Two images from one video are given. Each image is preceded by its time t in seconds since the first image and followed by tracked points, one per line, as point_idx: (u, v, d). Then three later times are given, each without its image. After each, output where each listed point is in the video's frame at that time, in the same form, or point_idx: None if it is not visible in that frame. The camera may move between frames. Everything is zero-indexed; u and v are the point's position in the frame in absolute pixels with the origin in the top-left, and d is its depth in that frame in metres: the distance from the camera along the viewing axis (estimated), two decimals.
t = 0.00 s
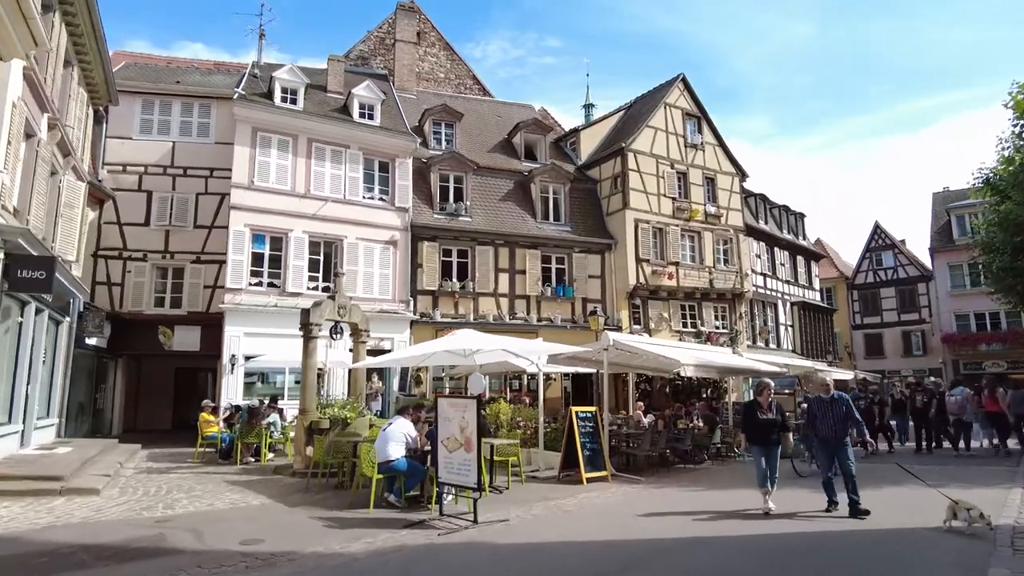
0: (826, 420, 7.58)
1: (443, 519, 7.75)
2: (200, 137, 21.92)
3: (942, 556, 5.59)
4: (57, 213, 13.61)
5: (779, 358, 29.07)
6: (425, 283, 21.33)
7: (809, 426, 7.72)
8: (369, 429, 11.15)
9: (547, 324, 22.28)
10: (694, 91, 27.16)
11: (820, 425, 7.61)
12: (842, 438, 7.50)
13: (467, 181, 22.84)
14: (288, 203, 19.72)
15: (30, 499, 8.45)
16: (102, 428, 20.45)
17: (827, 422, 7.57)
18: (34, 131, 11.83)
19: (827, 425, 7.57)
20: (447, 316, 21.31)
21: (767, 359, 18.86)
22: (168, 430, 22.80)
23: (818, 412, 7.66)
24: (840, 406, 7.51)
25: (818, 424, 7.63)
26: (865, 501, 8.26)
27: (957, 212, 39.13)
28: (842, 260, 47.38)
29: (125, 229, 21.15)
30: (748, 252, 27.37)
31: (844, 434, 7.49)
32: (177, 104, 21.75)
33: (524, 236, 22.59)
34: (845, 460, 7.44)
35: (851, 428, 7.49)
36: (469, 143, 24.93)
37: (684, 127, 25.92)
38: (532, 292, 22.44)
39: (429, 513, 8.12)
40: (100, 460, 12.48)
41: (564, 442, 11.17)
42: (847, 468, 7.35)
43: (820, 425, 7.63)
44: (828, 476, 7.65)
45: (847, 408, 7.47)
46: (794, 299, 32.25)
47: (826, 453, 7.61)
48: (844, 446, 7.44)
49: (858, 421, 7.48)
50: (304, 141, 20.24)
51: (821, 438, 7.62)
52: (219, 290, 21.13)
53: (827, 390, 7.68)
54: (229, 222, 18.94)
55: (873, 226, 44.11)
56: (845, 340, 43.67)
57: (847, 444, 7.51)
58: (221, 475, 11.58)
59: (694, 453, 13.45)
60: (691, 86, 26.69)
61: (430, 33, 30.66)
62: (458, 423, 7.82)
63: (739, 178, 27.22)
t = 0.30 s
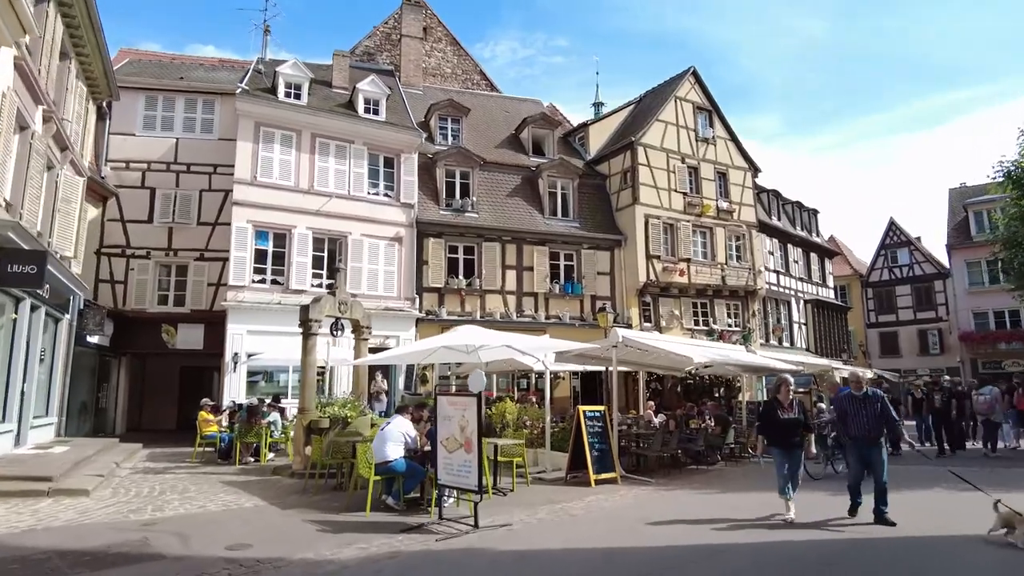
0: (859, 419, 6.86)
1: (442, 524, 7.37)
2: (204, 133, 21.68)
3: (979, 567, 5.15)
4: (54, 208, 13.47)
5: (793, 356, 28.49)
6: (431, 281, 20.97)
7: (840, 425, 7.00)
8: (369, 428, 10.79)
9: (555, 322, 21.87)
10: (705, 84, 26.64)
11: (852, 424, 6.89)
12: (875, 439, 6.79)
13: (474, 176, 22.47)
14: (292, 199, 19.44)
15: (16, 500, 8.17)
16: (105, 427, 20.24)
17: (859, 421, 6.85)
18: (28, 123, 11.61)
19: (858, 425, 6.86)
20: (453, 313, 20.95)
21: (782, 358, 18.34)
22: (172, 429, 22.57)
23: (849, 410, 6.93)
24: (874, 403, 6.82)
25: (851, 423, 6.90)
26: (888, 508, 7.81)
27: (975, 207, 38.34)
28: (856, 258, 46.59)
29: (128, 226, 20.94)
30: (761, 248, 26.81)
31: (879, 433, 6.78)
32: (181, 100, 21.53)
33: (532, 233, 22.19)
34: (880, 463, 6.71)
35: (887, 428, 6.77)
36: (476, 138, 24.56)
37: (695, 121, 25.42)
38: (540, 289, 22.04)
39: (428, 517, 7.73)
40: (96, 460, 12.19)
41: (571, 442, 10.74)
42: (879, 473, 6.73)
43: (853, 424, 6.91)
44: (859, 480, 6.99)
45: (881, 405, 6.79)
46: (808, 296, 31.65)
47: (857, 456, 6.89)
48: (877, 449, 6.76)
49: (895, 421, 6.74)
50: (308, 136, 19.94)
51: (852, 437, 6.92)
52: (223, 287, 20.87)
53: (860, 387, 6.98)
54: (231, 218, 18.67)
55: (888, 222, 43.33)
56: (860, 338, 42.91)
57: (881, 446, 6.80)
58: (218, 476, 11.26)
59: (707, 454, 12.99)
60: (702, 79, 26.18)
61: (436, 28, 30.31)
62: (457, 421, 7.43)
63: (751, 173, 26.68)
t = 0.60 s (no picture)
0: (890, 424, 6.32)
1: (441, 534, 6.96)
2: (208, 131, 21.42)
3: None
4: (52, 204, 13.26)
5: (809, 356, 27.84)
6: (438, 279, 20.57)
7: (869, 429, 6.45)
8: (369, 431, 10.40)
9: (565, 322, 21.43)
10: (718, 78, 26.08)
11: (883, 428, 6.34)
12: (909, 445, 6.25)
13: (481, 173, 22.07)
14: (297, 196, 19.13)
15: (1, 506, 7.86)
16: (109, 428, 20.03)
17: (890, 426, 6.32)
18: (21, 118, 11.35)
19: (890, 430, 6.31)
20: (460, 313, 20.56)
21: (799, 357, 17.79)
22: (177, 430, 22.34)
23: (879, 413, 6.41)
24: (907, 406, 6.31)
25: (879, 427, 6.37)
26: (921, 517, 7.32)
27: (996, 204, 37.44)
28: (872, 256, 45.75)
29: (133, 225, 20.72)
30: (776, 245, 26.21)
31: (913, 440, 6.23)
32: (185, 98, 21.28)
33: (540, 230, 21.76)
34: (913, 473, 6.24)
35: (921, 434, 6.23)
36: (483, 135, 24.16)
37: (708, 115, 24.88)
38: (549, 288, 21.60)
39: (428, 526, 7.32)
40: (93, 462, 11.89)
41: (579, 446, 10.29)
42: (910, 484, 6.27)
43: (884, 429, 6.36)
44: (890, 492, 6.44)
45: (915, 409, 6.27)
46: (823, 295, 31.00)
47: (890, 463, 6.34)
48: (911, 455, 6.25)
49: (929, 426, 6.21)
50: (313, 133, 19.63)
51: (882, 442, 6.36)
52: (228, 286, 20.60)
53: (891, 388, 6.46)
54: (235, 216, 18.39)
55: (905, 220, 42.49)
56: (877, 338, 42.12)
57: (916, 452, 6.26)
58: (215, 480, 10.91)
59: (721, 458, 12.52)
60: (715, 73, 25.63)
61: (444, 24, 29.94)
62: (457, 424, 7.01)
63: (766, 168, 26.09)
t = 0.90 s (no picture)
0: (918, 423, 5.84)
1: (439, 538, 6.58)
2: (212, 127, 21.20)
3: None
4: (49, 199, 13.06)
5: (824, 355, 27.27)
6: (444, 276, 20.21)
7: (894, 430, 6.00)
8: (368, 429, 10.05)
9: (573, 319, 21.03)
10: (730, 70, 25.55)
11: (911, 429, 5.87)
12: (942, 447, 5.75)
13: (488, 168, 21.72)
14: (300, 192, 18.83)
15: None
16: (113, 427, 19.86)
17: (920, 427, 5.82)
18: (15, 109, 11.12)
19: (920, 430, 5.82)
20: (467, 310, 20.22)
21: (815, 355, 17.29)
22: (183, 429, 22.15)
23: (906, 413, 5.94)
24: (936, 405, 5.81)
25: (908, 428, 5.89)
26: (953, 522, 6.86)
27: (1016, 198, 36.51)
28: (887, 252, 44.93)
29: (136, 222, 20.53)
30: (790, 241, 25.65)
31: (945, 442, 5.74)
32: (189, 94, 21.07)
33: (548, 226, 21.35)
34: (949, 475, 5.72)
35: (952, 434, 5.75)
36: (491, 130, 23.79)
37: (719, 108, 24.37)
38: (557, 284, 21.18)
39: (425, 530, 6.95)
40: (89, 461, 11.64)
41: (586, 445, 9.87)
42: (951, 488, 5.72)
43: (910, 430, 5.89)
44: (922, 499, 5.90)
45: (945, 407, 5.77)
46: (838, 292, 30.38)
47: (921, 469, 5.85)
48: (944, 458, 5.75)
49: (959, 425, 5.75)
50: (316, 128, 19.34)
51: (910, 445, 5.89)
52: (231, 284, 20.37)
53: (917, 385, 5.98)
54: (238, 212, 18.13)
55: (921, 215, 41.67)
56: (892, 336, 41.38)
57: (947, 455, 5.78)
58: (212, 480, 10.62)
59: (735, 458, 12.08)
60: (726, 65, 25.09)
61: (451, 19, 29.59)
62: (456, 422, 6.63)
63: (779, 162, 25.53)
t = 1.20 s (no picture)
0: (966, 432, 5.20)
1: (437, 551, 6.20)
2: (219, 127, 21.03)
3: None
4: (49, 199, 12.88)
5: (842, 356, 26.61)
6: (453, 276, 19.88)
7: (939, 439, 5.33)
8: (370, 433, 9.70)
9: (585, 320, 20.61)
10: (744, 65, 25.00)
11: (959, 438, 5.22)
12: (993, 457, 5.15)
13: (497, 167, 21.37)
14: (307, 192, 18.58)
15: None
16: (120, 430, 19.72)
17: (968, 436, 5.18)
18: (11, 107, 10.91)
19: (968, 439, 5.18)
20: (476, 311, 19.87)
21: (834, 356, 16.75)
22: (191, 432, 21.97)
23: (953, 420, 5.27)
24: (985, 410, 5.16)
25: (956, 437, 5.23)
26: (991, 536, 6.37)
27: None
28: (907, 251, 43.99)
29: (143, 224, 20.40)
30: (807, 239, 25.04)
31: (997, 450, 5.13)
32: (196, 94, 20.91)
33: (559, 225, 20.95)
34: (1002, 487, 5.12)
35: (1005, 441, 5.12)
36: (500, 128, 23.43)
37: (734, 104, 23.84)
38: (568, 285, 20.75)
39: (423, 542, 6.58)
40: (88, 466, 11.41)
41: (596, 450, 9.44)
42: (1008, 502, 5.10)
43: (958, 439, 5.23)
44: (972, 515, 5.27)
45: (997, 413, 5.13)
46: (857, 292, 29.66)
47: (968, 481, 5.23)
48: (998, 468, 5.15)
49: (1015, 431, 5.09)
50: (323, 127, 19.09)
51: (958, 455, 5.26)
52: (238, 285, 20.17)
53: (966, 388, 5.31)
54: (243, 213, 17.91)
55: (942, 213, 40.73)
56: (912, 336, 40.47)
57: (999, 465, 5.17)
58: (211, 485, 10.34)
59: (752, 463, 11.60)
60: (741, 60, 24.56)
61: (460, 17, 29.29)
62: (455, 428, 6.24)
63: (795, 159, 24.94)
